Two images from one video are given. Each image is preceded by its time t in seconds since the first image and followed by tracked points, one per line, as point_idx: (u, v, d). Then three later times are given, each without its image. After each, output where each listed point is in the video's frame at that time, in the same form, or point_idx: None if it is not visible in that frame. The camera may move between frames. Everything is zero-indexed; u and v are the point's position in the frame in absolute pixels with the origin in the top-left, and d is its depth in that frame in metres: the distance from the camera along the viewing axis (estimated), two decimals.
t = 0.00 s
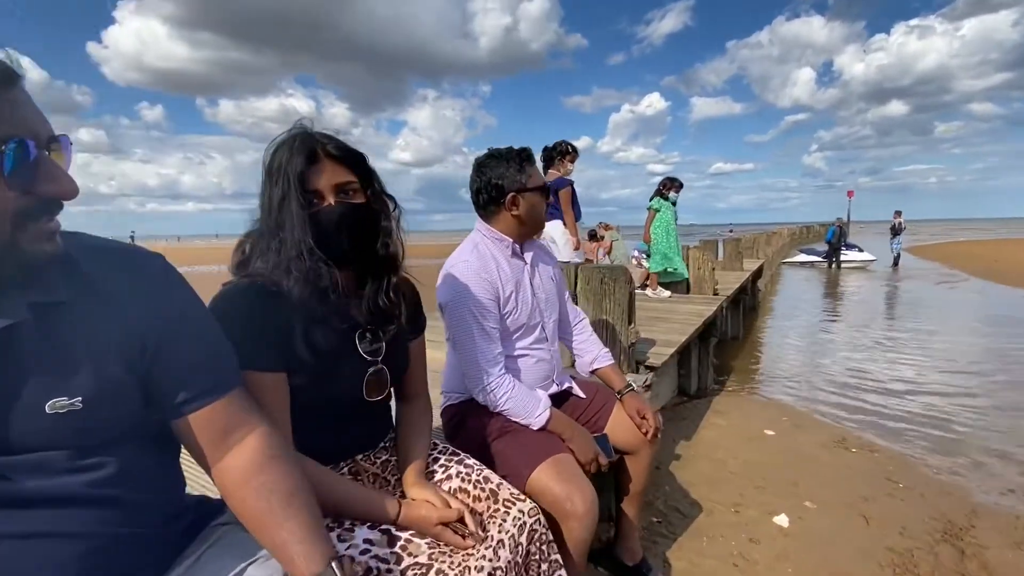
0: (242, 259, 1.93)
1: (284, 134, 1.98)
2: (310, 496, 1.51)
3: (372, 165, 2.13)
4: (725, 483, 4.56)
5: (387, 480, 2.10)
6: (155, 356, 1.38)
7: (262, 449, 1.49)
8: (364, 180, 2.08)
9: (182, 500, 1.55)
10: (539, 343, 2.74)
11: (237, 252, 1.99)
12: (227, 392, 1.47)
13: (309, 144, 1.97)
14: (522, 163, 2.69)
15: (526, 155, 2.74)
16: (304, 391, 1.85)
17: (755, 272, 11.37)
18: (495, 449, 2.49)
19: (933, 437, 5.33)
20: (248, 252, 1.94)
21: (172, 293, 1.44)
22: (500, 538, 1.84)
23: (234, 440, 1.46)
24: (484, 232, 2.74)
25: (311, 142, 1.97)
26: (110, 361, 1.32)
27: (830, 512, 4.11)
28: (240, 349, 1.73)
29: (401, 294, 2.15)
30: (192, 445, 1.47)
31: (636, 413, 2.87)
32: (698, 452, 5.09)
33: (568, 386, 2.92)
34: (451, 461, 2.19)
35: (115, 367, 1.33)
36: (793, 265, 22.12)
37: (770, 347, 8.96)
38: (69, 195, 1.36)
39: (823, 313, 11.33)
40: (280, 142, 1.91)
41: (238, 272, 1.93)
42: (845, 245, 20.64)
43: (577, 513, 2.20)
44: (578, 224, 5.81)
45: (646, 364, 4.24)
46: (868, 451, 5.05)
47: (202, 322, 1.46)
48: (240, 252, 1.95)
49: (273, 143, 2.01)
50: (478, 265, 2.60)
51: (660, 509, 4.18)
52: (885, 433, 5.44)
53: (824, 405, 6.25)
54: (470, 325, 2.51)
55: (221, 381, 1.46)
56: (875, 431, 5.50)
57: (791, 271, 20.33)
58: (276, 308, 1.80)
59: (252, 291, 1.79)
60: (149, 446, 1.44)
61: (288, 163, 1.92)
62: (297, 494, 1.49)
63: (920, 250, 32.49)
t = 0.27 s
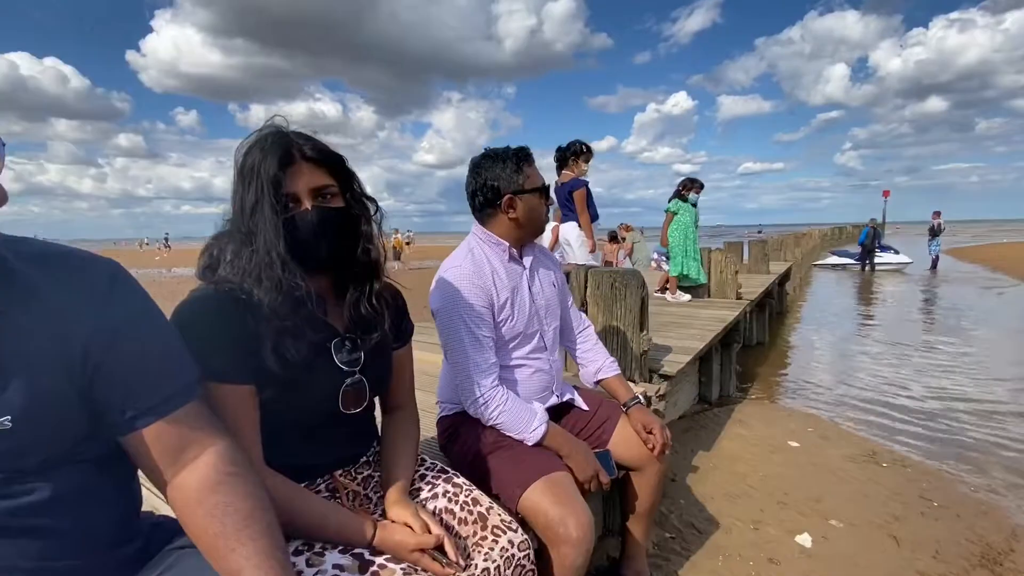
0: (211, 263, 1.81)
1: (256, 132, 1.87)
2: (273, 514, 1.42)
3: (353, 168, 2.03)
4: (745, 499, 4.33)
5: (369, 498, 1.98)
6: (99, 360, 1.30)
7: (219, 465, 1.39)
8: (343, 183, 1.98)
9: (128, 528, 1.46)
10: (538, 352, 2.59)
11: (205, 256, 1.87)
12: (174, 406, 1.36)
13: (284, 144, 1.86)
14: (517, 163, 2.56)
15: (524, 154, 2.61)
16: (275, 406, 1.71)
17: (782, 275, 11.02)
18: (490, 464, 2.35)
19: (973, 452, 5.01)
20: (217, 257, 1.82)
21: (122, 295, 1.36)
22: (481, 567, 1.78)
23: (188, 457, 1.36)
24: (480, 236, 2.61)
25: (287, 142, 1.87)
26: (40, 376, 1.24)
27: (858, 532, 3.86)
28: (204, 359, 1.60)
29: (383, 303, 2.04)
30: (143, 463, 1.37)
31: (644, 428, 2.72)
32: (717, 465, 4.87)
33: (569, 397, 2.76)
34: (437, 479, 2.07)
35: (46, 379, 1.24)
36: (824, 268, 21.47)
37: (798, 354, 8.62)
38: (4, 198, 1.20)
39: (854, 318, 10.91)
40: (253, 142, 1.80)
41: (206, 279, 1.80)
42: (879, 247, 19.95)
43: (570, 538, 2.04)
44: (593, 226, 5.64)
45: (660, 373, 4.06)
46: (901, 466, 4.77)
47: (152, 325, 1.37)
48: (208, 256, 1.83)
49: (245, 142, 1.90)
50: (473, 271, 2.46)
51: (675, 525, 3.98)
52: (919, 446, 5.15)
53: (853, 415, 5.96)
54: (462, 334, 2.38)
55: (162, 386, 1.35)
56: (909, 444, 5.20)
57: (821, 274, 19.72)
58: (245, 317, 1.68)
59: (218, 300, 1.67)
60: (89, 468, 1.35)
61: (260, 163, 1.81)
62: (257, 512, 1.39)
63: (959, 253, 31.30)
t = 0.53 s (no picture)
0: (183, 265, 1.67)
1: (235, 127, 1.75)
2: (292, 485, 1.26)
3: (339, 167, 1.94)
4: (766, 512, 4.13)
5: (354, 514, 1.88)
6: (60, 364, 1.09)
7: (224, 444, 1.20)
8: (327, 182, 1.88)
9: (92, 548, 1.30)
10: (541, 360, 2.46)
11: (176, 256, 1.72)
12: (160, 396, 1.15)
13: (267, 140, 1.75)
14: (519, 161, 2.42)
15: (527, 151, 2.47)
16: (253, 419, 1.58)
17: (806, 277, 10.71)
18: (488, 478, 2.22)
19: (1011, 466, 4.74)
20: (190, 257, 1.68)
21: (86, 292, 1.15)
22: None
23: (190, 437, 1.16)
24: (481, 238, 2.47)
25: (270, 139, 1.75)
26: None
27: (888, 551, 3.64)
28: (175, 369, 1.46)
29: (373, 307, 1.93)
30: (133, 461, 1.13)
31: (650, 439, 2.53)
32: (736, 475, 4.67)
33: (574, 406, 2.63)
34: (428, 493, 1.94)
35: None
36: (850, 270, 20.93)
37: (822, 359, 8.34)
38: None
39: (882, 322, 10.55)
40: (233, 138, 1.69)
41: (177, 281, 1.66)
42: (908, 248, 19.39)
43: (570, 561, 1.89)
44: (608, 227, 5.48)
45: (675, 380, 3.89)
46: (933, 480, 4.52)
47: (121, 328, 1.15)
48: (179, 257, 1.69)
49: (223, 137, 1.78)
50: (473, 274, 2.33)
51: (690, 539, 3.81)
52: (953, 459, 4.89)
53: (881, 424, 5.69)
54: (461, 342, 2.24)
55: (136, 381, 1.13)
56: (943, 456, 4.94)
57: (848, 276, 19.22)
58: (222, 323, 1.55)
59: (191, 304, 1.53)
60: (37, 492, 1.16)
61: (241, 160, 1.69)
62: (271, 474, 1.22)
63: (992, 254, 30.35)
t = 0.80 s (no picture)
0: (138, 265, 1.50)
1: (201, 117, 1.61)
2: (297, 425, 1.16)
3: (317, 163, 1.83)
4: (787, 530, 3.90)
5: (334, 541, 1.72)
6: None
7: (216, 395, 1.07)
8: (302, 178, 1.76)
9: None
10: (543, 370, 2.29)
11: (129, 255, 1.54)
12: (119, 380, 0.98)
13: (237, 132, 1.60)
14: (521, 157, 2.26)
15: (530, 147, 2.30)
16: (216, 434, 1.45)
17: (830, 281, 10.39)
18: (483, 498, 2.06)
19: None
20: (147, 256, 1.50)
21: (22, 283, 1.00)
22: None
23: (178, 413, 1.01)
24: (479, 237, 2.30)
25: (240, 131, 1.61)
26: None
27: None
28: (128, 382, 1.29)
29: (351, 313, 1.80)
30: (113, 447, 0.98)
31: (662, 457, 2.35)
32: (756, 490, 4.44)
33: (580, 420, 2.45)
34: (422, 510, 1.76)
35: None
36: (875, 274, 20.39)
37: (846, 365, 8.04)
38: None
39: (909, 327, 10.18)
40: (199, 128, 1.55)
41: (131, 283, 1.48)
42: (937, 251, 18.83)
43: None
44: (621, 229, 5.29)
45: (690, 390, 3.68)
46: (969, 499, 4.24)
47: (62, 317, 0.98)
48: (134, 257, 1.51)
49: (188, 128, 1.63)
50: (470, 277, 2.16)
51: (706, 558, 3.59)
52: (989, 475, 4.60)
53: (910, 436, 5.41)
54: (454, 351, 2.08)
55: (67, 375, 0.95)
56: (978, 472, 4.65)
57: (872, 280, 18.72)
58: (181, 330, 1.39)
59: (147, 309, 1.36)
60: None
61: (207, 153, 1.55)
62: (272, 416, 1.12)
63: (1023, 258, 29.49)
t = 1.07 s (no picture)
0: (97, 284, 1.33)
1: (169, 117, 1.43)
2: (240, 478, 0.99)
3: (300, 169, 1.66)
4: (814, 556, 3.66)
5: None
6: None
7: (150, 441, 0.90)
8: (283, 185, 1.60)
9: None
10: (553, 393, 2.10)
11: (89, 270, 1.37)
12: (23, 428, 0.81)
13: (210, 134, 1.43)
14: (529, 162, 2.07)
15: (539, 151, 2.12)
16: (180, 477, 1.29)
17: (852, 286, 10.07)
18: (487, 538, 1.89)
19: None
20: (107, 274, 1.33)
21: None
22: None
23: (103, 454, 0.84)
24: (484, 248, 2.12)
25: (213, 133, 1.43)
26: None
27: None
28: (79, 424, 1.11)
29: (340, 333, 1.63)
30: (32, 501, 0.81)
31: (683, 488, 2.14)
32: (780, 511, 4.20)
33: (593, 447, 2.27)
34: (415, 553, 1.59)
35: None
36: (897, 278, 19.89)
37: (871, 374, 7.73)
38: None
39: (937, 334, 9.81)
40: (165, 130, 1.37)
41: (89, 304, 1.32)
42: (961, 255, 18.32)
43: None
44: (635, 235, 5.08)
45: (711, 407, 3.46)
46: (1010, 524, 3.97)
47: None
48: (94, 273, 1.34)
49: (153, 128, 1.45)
50: (473, 293, 1.98)
51: None
52: None
53: (944, 452, 5.11)
54: (458, 375, 1.90)
55: None
56: (1019, 494, 4.36)
57: (895, 284, 18.24)
58: (141, 361, 1.20)
59: (102, 337, 1.18)
60: None
61: (176, 158, 1.37)
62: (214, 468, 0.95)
63: None
